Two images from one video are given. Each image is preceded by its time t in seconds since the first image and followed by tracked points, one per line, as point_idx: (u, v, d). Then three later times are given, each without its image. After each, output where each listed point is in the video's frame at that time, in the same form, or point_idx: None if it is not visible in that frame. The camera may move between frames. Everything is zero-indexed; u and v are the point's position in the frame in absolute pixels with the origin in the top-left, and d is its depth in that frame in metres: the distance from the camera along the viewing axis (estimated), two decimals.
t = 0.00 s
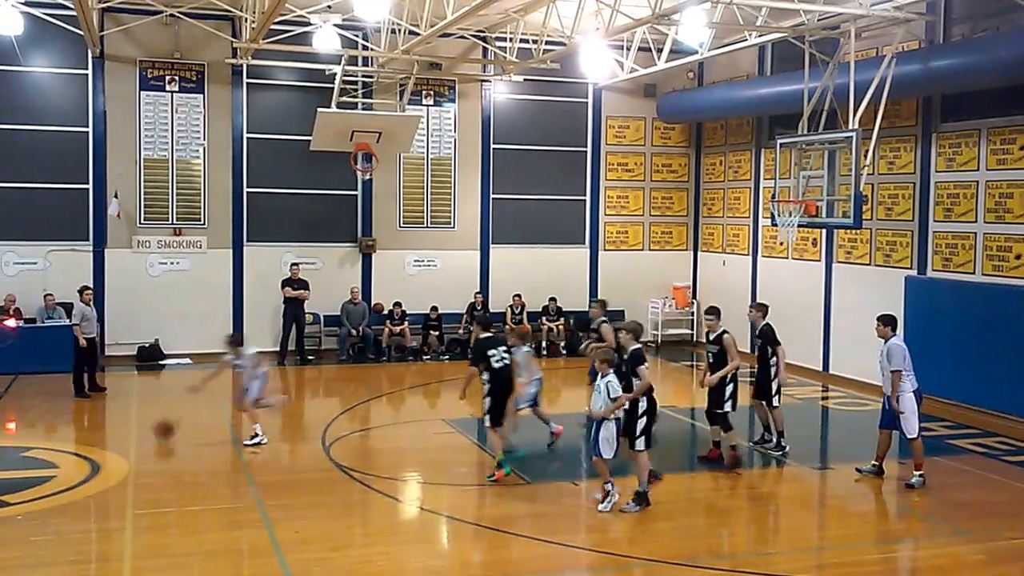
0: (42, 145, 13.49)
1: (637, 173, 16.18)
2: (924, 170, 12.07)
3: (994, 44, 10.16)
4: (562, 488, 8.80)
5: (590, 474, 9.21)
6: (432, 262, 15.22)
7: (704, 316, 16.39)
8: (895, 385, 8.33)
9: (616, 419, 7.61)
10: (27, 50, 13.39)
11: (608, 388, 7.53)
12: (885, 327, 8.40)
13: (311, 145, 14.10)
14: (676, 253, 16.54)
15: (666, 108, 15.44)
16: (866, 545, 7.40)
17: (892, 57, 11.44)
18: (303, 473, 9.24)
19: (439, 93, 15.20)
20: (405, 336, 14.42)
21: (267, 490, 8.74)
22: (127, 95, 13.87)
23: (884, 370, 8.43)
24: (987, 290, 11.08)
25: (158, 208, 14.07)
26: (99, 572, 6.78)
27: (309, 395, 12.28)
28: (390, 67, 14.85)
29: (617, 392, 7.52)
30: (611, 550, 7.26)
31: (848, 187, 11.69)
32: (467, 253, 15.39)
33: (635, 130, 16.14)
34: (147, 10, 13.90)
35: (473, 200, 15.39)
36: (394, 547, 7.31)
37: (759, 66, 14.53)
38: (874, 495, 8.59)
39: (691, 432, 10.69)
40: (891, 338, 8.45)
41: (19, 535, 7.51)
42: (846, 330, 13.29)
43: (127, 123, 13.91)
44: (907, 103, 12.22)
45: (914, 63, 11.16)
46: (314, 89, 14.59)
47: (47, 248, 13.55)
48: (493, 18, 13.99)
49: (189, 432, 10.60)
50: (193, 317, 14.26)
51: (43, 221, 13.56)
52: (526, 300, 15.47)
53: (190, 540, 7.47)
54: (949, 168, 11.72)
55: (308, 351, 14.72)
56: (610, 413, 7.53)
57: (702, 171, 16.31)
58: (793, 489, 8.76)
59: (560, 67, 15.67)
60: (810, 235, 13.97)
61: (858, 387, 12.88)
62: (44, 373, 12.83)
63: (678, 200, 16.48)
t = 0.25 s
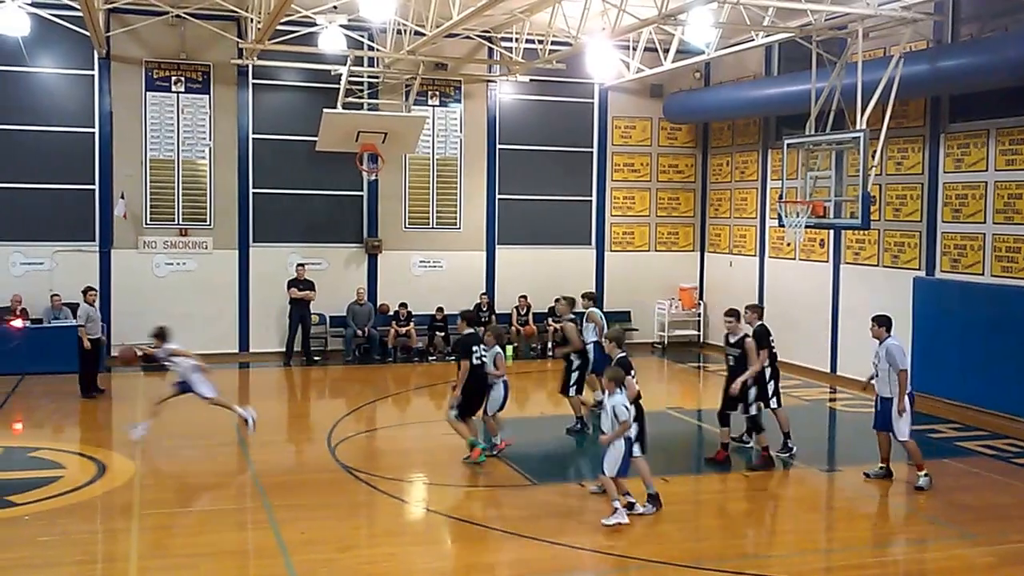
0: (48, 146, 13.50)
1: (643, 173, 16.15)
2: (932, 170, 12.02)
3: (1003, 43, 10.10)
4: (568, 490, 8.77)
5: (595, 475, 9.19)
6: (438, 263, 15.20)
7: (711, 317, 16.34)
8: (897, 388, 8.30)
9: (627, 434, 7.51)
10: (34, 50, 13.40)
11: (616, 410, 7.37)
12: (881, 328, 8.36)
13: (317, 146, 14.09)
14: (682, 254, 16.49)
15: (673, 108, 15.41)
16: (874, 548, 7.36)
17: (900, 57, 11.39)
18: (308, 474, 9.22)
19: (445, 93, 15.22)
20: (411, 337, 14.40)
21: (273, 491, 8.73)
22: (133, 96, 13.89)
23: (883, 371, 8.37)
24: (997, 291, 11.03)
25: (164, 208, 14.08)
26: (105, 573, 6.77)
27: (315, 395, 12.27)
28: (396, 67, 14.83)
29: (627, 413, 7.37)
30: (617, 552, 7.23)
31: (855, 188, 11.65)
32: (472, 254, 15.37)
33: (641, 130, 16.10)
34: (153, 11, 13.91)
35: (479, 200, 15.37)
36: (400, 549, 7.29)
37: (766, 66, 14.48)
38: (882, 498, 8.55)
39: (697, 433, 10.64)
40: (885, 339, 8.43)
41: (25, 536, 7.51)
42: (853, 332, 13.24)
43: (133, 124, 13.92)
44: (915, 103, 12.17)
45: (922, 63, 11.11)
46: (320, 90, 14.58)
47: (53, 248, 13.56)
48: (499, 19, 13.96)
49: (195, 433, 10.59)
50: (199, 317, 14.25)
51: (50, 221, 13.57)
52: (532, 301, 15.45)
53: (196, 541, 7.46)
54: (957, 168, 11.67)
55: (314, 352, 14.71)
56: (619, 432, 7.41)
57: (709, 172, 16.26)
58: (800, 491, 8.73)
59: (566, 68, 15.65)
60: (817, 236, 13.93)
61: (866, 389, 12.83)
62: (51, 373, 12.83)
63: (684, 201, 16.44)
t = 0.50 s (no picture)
0: (54, 147, 13.51)
1: (649, 174, 16.13)
2: (940, 171, 11.99)
3: (1011, 43, 10.07)
4: (576, 491, 8.75)
5: (603, 475, 9.20)
6: (443, 263, 15.19)
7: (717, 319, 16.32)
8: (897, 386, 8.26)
9: (619, 442, 7.21)
10: (41, 51, 13.42)
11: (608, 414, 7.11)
12: (875, 328, 8.32)
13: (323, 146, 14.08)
14: (688, 255, 16.46)
15: (679, 109, 15.39)
16: (884, 550, 7.32)
17: (907, 57, 11.36)
18: (315, 475, 9.21)
19: (450, 93, 15.19)
20: (417, 338, 14.37)
21: (279, 492, 8.72)
22: (139, 96, 13.89)
23: (881, 370, 8.33)
24: (1004, 293, 11.01)
25: (170, 209, 14.08)
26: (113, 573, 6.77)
27: (321, 396, 12.27)
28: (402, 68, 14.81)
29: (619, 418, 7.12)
30: (624, 555, 7.20)
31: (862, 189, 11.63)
32: (478, 255, 15.36)
33: (647, 130, 16.09)
34: (159, 12, 13.91)
35: (485, 201, 15.36)
36: (407, 550, 7.28)
37: (773, 66, 14.46)
38: (890, 500, 8.52)
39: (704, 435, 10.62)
40: (881, 338, 8.40)
41: (32, 536, 7.51)
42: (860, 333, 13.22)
43: (139, 124, 13.91)
44: (922, 103, 12.15)
45: (929, 63, 11.09)
46: (326, 91, 14.58)
47: (60, 249, 13.57)
48: (505, 19, 13.96)
49: (202, 433, 10.59)
50: (205, 318, 14.26)
51: (56, 222, 13.58)
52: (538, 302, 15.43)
53: (203, 541, 7.45)
54: (965, 168, 11.64)
55: (320, 352, 14.70)
56: (611, 437, 7.14)
57: (715, 172, 16.24)
58: (808, 492, 8.71)
59: (572, 68, 15.64)
60: (824, 236, 13.90)
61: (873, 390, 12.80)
62: (57, 373, 12.84)
63: (690, 201, 16.42)
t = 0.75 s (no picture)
0: (59, 148, 13.51)
1: (654, 175, 16.11)
2: (946, 171, 11.96)
3: (1018, 43, 10.03)
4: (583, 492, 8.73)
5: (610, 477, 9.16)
6: (448, 264, 15.18)
7: (722, 320, 16.29)
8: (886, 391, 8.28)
9: (602, 447, 7.02)
10: (46, 52, 13.42)
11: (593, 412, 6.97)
12: (870, 331, 8.29)
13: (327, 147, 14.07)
14: (694, 255, 16.44)
15: (684, 109, 15.36)
16: (892, 552, 7.29)
17: (914, 57, 11.34)
18: (321, 476, 9.20)
19: (456, 94, 15.21)
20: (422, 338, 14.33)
21: (285, 493, 8.71)
22: (144, 97, 13.88)
23: (874, 374, 8.30)
24: (1011, 293, 10.98)
25: (174, 210, 14.08)
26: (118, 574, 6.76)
27: (326, 397, 12.26)
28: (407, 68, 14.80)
29: (606, 418, 6.97)
30: (631, 556, 7.17)
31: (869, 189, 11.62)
32: (483, 256, 15.35)
33: (653, 131, 16.07)
34: (164, 13, 13.91)
35: (490, 202, 15.35)
36: (413, 551, 7.26)
37: (779, 67, 14.43)
38: (897, 501, 8.50)
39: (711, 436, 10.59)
40: (875, 344, 8.35)
41: (38, 536, 7.51)
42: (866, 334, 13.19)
43: (144, 125, 13.91)
44: (929, 104, 12.12)
45: (936, 63, 11.06)
46: (331, 92, 14.58)
47: (65, 250, 13.57)
48: (510, 20, 13.95)
49: (207, 434, 10.59)
50: (210, 319, 14.25)
51: (61, 222, 13.58)
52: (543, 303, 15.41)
53: (209, 542, 7.44)
54: (972, 169, 11.61)
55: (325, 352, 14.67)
56: (597, 438, 6.97)
57: (721, 173, 16.21)
58: (814, 493, 8.69)
59: (577, 69, 15.62)
60: (830, 237, 13.87)
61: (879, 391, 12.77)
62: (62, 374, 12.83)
63: (696, 202, 16.39)
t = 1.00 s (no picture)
0: (62, 149, 13.52)
1: (658, 175, 16.09)
2: (950, 171, 11.94)
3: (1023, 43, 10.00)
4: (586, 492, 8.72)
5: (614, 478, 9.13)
6: (451, 264, 15.18)
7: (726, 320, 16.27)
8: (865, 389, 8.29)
9: (580, 460, 6.59)
10: (48, 53, 13.43)
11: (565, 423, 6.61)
12: (863, 329, 8.31)
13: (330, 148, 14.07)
14: (697, 256, 16.42)
15: (688, 109, 15.34)
16: (896, 553, 7.27)
17: (918, 57, 11.30)
18: (324, 476, 9.19)
19: (459, 95, 15.21)
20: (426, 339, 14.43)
21: (288, 493, 8.70)
22: (147, 98, 13.89)
23: (860, 371, 8.30)
24: (1015, 293, 10.96)
25: (178, 211, 14.08)
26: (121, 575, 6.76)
27: (329, 397, 12.25)
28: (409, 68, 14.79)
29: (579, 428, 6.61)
30: (634, 557, 7.16)
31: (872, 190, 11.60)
32: (486, 256, 15.34)
33: (656, 131, 16.05)
34: (166, 14, 13.91)
35: (493, 202, 15.34)
36: (415, 551, 7.25)
37: (783, 67, 14.41)
38: (901, 501, 8.48)
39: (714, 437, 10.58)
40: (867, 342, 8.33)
41: (42, 537, 7.51)
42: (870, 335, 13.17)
43: (147, 125, 13.92)
44: (932, 104, 12.09)
45: (940, 63, 11.03)
46: (333, 92, 14.57)
47: (68, 250, 13.58)
48: (512, 20, 13.95)
49: (210, 434, 10.59)
50: (213, 319, 14.26)
51: (65, 223, 13.59)
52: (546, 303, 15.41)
53: (212, 543, 7.44)
54: (976, 169, 11.58)
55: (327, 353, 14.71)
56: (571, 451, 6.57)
57: (724, 173, 16.18)
58: (819, 494, 8.67)
59: (580, 69, 15.60)
60: (834, 237, 13.85)
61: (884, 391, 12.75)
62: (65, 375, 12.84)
63: (699, 202, 16.37)
